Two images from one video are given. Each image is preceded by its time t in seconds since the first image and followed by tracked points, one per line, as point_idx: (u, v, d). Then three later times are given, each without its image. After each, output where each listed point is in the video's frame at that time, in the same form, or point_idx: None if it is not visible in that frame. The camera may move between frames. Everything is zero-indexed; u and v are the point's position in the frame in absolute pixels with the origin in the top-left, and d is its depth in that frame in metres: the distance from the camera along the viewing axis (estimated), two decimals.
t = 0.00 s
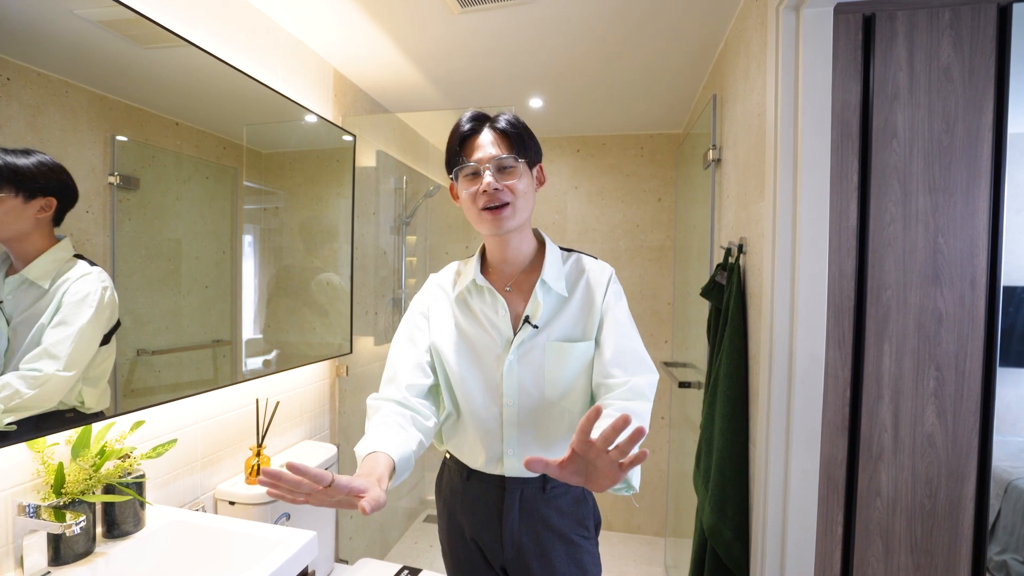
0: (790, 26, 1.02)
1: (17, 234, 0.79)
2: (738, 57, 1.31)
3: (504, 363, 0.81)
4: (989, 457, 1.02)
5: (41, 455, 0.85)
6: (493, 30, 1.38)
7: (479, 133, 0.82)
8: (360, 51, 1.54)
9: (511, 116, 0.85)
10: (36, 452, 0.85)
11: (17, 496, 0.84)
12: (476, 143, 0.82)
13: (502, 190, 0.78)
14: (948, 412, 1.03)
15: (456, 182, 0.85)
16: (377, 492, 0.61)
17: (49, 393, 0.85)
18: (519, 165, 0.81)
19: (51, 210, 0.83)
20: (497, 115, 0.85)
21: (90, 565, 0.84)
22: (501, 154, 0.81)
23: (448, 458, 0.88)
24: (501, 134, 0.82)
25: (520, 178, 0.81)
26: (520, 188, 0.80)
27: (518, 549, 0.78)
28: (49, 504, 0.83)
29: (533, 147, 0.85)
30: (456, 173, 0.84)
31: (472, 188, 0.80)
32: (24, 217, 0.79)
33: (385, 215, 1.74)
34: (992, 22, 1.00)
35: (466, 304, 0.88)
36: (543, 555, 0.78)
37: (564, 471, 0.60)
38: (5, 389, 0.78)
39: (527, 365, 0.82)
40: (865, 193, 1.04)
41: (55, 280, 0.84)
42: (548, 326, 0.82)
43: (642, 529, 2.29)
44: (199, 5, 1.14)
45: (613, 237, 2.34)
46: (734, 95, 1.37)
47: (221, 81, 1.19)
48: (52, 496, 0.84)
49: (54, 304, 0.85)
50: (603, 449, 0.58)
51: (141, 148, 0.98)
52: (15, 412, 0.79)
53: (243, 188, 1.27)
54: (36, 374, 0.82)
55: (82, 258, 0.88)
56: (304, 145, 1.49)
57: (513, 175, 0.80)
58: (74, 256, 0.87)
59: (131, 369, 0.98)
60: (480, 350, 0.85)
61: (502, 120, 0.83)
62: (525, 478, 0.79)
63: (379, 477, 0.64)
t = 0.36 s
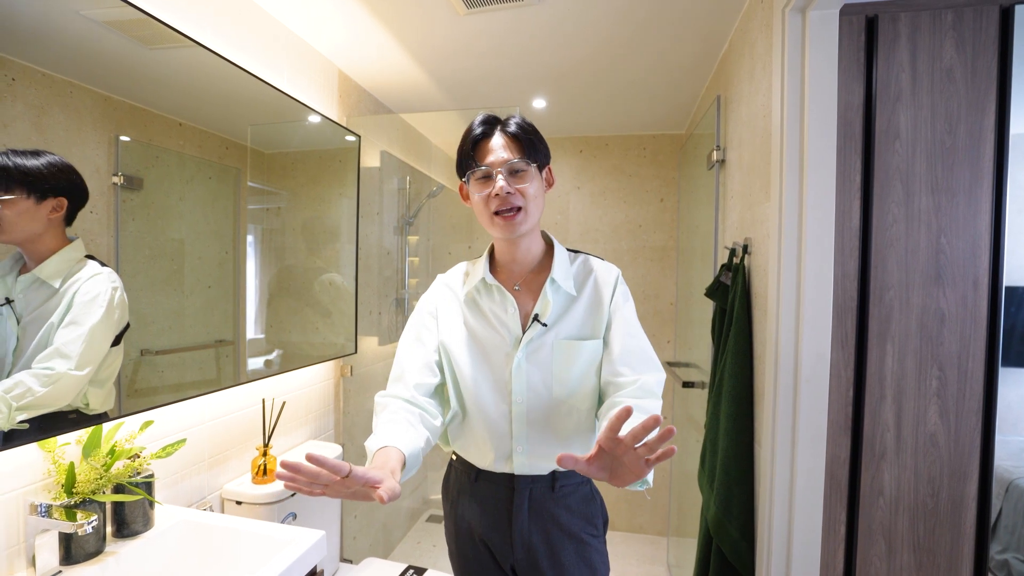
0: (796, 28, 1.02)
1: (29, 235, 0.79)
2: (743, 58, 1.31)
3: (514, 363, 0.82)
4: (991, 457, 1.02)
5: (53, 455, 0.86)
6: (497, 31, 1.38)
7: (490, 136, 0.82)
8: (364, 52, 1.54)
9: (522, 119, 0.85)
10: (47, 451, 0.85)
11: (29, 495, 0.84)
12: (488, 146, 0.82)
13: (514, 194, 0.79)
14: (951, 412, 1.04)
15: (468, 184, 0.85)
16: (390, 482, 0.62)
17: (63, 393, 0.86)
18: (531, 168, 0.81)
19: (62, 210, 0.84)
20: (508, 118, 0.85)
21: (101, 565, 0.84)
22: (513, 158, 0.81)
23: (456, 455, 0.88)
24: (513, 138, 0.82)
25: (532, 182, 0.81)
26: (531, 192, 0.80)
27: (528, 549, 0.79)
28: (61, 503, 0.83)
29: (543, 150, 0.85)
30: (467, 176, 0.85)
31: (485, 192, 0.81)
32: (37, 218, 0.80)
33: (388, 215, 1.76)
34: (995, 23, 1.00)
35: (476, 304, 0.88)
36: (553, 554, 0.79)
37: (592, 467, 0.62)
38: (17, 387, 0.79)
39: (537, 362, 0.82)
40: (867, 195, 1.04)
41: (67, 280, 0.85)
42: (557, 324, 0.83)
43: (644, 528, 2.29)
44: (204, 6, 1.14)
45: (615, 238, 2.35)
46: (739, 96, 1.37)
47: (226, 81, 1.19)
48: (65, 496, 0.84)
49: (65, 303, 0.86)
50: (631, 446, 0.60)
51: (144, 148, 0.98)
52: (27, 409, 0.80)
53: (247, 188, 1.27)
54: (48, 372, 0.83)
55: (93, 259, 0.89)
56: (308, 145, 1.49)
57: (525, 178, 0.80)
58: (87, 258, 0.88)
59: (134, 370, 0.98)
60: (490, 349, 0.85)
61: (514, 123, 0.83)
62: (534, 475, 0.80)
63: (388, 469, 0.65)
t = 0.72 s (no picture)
0: (798, 30, 1.03)
1: (34, 235, 0.79)
2: (744, 60, 1.32)
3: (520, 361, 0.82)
4: (986, 455, 1.03)
5: (60, 455, 0.86)
6: (500, 31, 1.39)
7: (496, 138, 0.83)
8: (365, 51, 1.54)
9: (527, 120, 0.86)
10: (55, 451, 0.85)
11: (35, 496, 0.83)
12: (494, 147, 0.82)
13: (520, 195, 0.79)
14: (947, 410, 1.05)
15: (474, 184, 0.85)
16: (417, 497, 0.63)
17: (72, 402, 0.86)
18: (537, 170, 0.82)
19: (66, 209, 0.84)
20: (514, 120, 0.85)
21: (107, 565, 0.84)
22: (519, 159, 0.81)
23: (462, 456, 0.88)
24: (519, 139, 0.82)
25: (538, 183, 0.81)
26: (537, 193, 0.81)
27: (538, 547, 0.79)
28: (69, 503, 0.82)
29: (548, 153, 0.85)
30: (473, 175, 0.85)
31: (492, 192, 0.81)
32: (41, 217, 0.80)
33: (389, 215, 1.79)
34: (990, 27, 1.01)
35: (481, 305, 0.88)
36: (563, 551, 0.80)
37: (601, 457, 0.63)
38: (30, 397, 0.80)
39: (544, 361, 0.83)
40: (865, 195, 1.05)
41: (69, 280, 0.85)
42: (563, 323, 0.84)
43: (643, 527, 2.30)
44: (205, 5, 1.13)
45: (614, 238, 2.35)
46: (739, 97, 1.38)
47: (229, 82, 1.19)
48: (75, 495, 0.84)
49: (68, 303, 0.85)
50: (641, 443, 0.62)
51: (143, 147, 0.97)
52: (40, 418, 0.81)
53: (246, 189, 1.27)
54: (58, 382, 0.84)
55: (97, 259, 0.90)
56: (308, 145, 1.49)
57: (531, 179, 0.81)
58: (91, 258, 0.89)
59: (133, 370, 0.97)
60: (496, 349, 0.85)
61: (520, 125, 0.84)
62: (543, 472, 0.80)
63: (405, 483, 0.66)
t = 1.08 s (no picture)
0: (796, 35, 1.04)
1: (36, 236, 0.79)
2: (741, 65, 1.34)
3: (522, 357, 0.83)
4: (974, 451, 1.05)
5: (64, 455, 0.86)
6: (501, 33, 1.39)
7: (502, 142, 0.83)
8: (364, 51, 1.54)
9: (536, 125, 0.85)
10: (59, 452, 0.85)
11: (40, 496, 0.83)
12: (498, 152, 0.82)
13: (518, 204, 0.81)
14: (936, 406, 1.07)
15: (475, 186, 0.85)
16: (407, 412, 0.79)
17: (114, 395, 0.92)
18: (538, 178, 0.82)
19: (65, 205, 0.83)
20: (521, 123, 0.85)
21: (112, 565, 0.84)
22: (521, 166, 0.81)
23: (462, 453, 0.88)
24: (523, 145, 0.82)
25: (537, 192, 0.82)
26: (536, 203, 0.82)
27: (539, 542, 0.80)
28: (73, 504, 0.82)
29: (553, 158, 0.85)
30: (475, 176, 0.85)
31: (491, 197, 0.82)
32: (41, 215, 0.80)
33: (386, 215, 1.80)
34: (978, 33, 1.04)
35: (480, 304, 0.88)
36: (563, 547, 0.80)
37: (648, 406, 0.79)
38: (78, 383, 0.86)
39: (546, 357, 0.84)
40: (858, 196, 1.07)
41: (65, 279, 0.84)
42: (564, 319, 0.85)
43: (639, 525, 2.32)
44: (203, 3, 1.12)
45: (610, 238, 2.37)
46: (736, 100, 1.39)
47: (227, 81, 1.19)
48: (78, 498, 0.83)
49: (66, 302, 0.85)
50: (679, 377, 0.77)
51: (136, 146, 0.95)
52: (85, 404, 0.88)
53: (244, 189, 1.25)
54: (105, 374, 0.91)
55: (99, 259, 0.89)
56: (306, 144, 1.49)
57: (531, 188, 0.81)
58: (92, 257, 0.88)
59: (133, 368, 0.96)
60: (496, 346, 0.85)
61: (526, 130, 0.83)
62: (544, 467, 0.81)
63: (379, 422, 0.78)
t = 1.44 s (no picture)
0: (789, 41, 1.06)
1: (21, 236, 0.77)
2: (733, 68, 1.36)
3: (523, 360, 0.83)
4: (957, 446, 1.08)
5: (62, 457, 0.85)
6: (497, 34, 1.40)
7: (505, 148, 0.82)
8: (359, 50, 1.53)
9: (537, 128, 0.84)
10: (57, 454, 0.84)
11: (39, 498, 0.83)
12: (501, 158, 0.82)
13: (521, 211, 0.81)
14: (921, 403, 1.10)
15: (478, 192, 0.85)
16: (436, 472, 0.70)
17: (122, 397, 0.94)
18: (541, 185, 0.82)
19: (48, 206, 0.80)
20: (523, 127, 0.84)
21: (112, 567, 0.83)
22: (525, 172, 0.81)
23: (463, 452, 0.89)
24: (526, 152, 0.81)
25: (541, 199, 0.82)
26: (539, 209, 0.82)
27: (538, 537, 0.81)
28: (71, 504, 0.82)
29: (555, 161, 0.84)
30: (477, 182, 0.85)
31: (495, 205, 0.82)
32: (24, 217, 0.78)
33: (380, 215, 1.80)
34: (961, 40, 1.07)
35: (481, 306, 0.89)
36: (563, 542, 0.82)
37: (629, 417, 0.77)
38: (86, 391, 0.88)
39: (546, 359, 0.85)
40: (847, 197, 1.10)
41: (57, 282, 0.83)
42: (564, 322, 0.85)
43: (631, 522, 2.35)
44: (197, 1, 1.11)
45: (602, 239, 2.39)
46: (729, 104, 1.42)
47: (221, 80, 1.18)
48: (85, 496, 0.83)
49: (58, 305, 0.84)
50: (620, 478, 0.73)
51: (126, 144, 0.92)
52: (97, 409, 0.89)
53: (235, 187, 1.24)
54: (112, 378, 0.92)
55: (90, 259, 0.87)
56: (300, 142, 1.48)
57: (535, 195, 0.81)
58: (84, 256, 0.87)
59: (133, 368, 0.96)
60: (497, 348, 0.85)
61: (528, 135, 0.83)
62: (544, 465, 0.82)
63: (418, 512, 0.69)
